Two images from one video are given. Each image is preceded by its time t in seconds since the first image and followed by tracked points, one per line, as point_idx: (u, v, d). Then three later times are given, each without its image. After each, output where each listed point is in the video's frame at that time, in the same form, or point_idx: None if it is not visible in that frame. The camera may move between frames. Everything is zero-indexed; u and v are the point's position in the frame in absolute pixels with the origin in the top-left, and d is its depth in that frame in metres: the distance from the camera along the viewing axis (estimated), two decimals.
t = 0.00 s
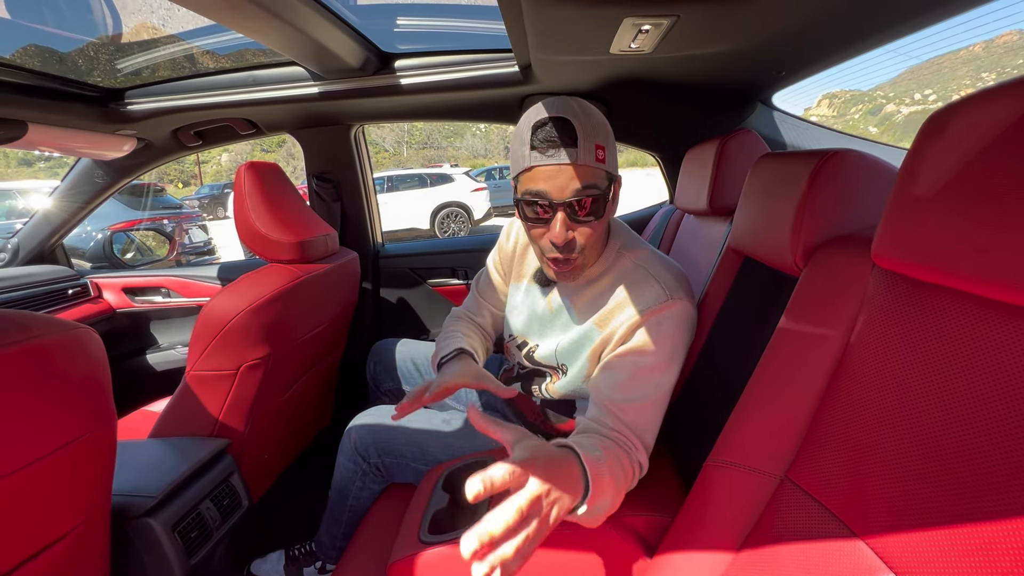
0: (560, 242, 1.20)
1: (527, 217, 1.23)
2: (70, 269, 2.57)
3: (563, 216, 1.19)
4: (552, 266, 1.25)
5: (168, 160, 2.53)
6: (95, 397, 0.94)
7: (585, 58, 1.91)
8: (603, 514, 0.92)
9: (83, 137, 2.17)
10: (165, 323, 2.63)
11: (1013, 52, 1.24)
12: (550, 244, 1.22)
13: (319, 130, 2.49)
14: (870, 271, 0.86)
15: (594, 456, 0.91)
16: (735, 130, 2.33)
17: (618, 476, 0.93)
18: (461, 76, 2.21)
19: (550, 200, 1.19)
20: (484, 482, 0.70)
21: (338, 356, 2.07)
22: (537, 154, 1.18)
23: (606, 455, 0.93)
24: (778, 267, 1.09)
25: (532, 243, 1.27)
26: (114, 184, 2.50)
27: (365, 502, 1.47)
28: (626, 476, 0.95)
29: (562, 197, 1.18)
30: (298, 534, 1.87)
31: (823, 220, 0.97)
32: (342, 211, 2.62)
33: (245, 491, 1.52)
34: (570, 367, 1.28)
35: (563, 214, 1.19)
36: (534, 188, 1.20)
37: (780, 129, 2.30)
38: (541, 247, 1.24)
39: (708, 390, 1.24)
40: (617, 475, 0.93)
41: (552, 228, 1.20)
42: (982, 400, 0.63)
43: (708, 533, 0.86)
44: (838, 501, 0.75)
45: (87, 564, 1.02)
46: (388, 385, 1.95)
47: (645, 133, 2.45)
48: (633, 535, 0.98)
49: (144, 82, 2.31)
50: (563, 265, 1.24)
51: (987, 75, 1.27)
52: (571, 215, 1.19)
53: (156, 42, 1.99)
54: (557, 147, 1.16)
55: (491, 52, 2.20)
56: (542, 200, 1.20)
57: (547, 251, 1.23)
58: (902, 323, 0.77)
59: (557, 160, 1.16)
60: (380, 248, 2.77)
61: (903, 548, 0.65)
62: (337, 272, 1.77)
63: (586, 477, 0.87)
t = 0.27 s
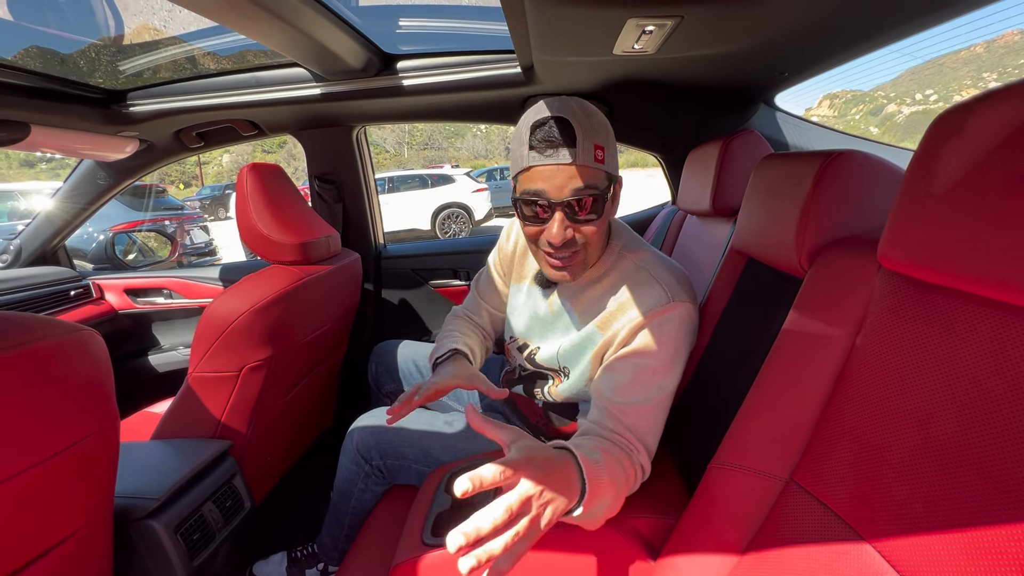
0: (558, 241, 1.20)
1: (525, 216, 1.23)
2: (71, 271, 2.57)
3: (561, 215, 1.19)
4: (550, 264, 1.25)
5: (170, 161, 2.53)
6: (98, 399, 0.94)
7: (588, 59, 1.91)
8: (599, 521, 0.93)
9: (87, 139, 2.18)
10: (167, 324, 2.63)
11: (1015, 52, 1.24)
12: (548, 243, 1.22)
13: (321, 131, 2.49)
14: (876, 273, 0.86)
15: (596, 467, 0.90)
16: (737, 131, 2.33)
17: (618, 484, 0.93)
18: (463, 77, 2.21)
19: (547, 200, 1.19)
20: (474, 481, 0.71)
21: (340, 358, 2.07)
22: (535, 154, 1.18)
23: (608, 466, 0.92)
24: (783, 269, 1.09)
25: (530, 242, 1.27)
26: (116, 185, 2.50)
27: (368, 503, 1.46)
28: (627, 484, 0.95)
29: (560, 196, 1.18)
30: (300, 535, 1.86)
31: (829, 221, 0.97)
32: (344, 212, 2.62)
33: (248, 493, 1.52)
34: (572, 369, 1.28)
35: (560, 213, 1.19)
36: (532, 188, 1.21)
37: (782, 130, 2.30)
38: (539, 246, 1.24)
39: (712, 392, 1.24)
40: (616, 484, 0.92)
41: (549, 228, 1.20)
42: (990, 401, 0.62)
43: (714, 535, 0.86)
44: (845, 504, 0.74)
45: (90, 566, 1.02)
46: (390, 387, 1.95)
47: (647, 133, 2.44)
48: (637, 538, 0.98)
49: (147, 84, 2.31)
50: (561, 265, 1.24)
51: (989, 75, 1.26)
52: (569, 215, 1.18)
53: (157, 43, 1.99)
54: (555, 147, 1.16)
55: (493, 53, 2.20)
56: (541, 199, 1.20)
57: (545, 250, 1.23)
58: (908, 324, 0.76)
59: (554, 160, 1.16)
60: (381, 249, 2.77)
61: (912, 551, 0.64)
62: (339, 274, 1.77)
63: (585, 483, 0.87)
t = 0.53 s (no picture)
0: (517, 219, 1.28)
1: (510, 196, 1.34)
2: (72, 272, 2.57)
3: (523, 196, 1.26)
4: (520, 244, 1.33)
5: (171, 162, 2.53)
6: (100, 401, 0.94)
7: (588, 60, 1.91)
8: (576, 517, 0.93)
9: (87, 140, 2.18)
10: (168, 325, 2.63)
11: (1016, 52, 1.24)
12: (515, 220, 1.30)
13: (322, 132, 2.49)
14: (880, 273, 0.86)
15: (564, 468, 0.88)
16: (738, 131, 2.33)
17: (593, 483, 0.92)
18: (464, 78, 2.22)
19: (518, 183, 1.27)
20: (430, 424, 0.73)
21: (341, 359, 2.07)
22: (517, 139, 1.28)
23: (581, 466, 0.91)
24: (785, 270, 1.09)
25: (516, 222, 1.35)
26: (116, 186, 2.50)
27: (369, 503, 1.46)
28: (607, 484, 0.94)
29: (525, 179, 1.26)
30: (301, 537, 1.86)
31: (831, 222, 0.97)
32: (344, 213, 2.62)
33: (249, 494, 1.52)
34: (573, 369, 1.28)
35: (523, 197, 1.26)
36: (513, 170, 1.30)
37: (783, 130, 2.30)
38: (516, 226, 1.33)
39: (714, 393, 1.24)
40: (591, 483, 0.92)
41: (515, 208, 1.29)
42: (995, 402, 0.62)
43: (717, 537, 0.86)
44: (849, 505, 0.74)
45: (92, 568, 1.02)
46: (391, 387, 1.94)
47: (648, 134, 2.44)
48: (640, 539, 0.98)
49: (147, 85, 2.31)
50: (527, 246, 1.31)
51: (989, 75, 1.26)
52: (529, 197, 1.25)
53: (158, 45, 1.99)
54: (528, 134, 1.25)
55: (493, 54, 2.20)
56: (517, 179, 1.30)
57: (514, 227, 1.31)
58: (913, 325, 0.76)
59: (524, 146, 1.25)
60: (382, 250, 2.76)
61: (917, 553, 0.64)
62: (340, 274, 1.76)
63: (551, 476, 0.86)
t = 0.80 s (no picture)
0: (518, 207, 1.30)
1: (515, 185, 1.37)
2: (74, 273, 2.58)
3: (524, 184, 1.28)
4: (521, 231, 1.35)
5: (173, 163, 2.54)
6: (100, 402, 0.94)
7: (589, 60, 1.91)
8: (575, 507, 0.93)
9: (88, 142, 2.18)
10: (169, 326, 2.64)
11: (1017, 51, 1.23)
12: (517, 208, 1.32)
13: (323, 133, 2.49)
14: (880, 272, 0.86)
15: (568, 454, 0.88)
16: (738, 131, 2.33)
17: (595, 472, 0.92)
18: (464, 78, 2.22)
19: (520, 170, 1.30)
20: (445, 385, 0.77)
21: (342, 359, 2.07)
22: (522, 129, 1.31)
23: (584, 455, 0.91)
24: (785, 269, 1.09)
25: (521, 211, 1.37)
26: (118, 187, 2.51)
27: (369, 502, 1.46)
28: (608, 475, 0.94)
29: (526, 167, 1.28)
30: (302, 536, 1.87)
31: (831, 221, 0.97)
32: (345, 214, 2.62)
33: (250, 494, 1.52)
34: (571, 363, 1.28)
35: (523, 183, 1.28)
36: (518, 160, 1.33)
37: (784, 129, 2.30)
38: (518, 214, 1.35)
39: (714, 392, 1.24)
40: (592, 474, 0.92)
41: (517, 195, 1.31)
42: (996, 402, 0.62)
43: (717, 536, 0.86)
44: (849, 504, 0.74)
45: (93, 568, 1.02)
46: (393, 387, 1.94)
47: (649, 133, 2.44)
48: (640, 539, 0.98)
49: (148, 86, 2.32)
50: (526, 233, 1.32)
51: (991, 74, 1.26)
52: (529, 185, 1.26)
53: (159, 46, 1.99)
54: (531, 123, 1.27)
55: (494, 54, 2.20)
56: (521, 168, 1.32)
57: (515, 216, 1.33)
58: (913, 324, 0.76)
59: (526, 135, 1.28)
60: (383, 250, 2.77)
61: (918, 553, 0.64)
62: (340, 275, 1.76)
63: (553, 463, 0.86)
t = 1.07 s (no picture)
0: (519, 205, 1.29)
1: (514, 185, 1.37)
2: (74, 274, 2.58)
3: (524, 182, 1.28)
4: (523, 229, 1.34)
5: (173, 164, 2.54)
6: (99, 403, 0.94)
7: (588, 60, 1.91)
8: (562, 497, 0.93)
9: (88, 143, 2.19)
10: (169, 327, 2.64)
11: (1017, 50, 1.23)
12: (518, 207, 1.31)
13: (322, 134, 2.49)
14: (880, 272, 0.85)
15: (552, 435, 0.88)
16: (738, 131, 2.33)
17: (582, 460, 0.92)
18: (464, 79, 2.22)
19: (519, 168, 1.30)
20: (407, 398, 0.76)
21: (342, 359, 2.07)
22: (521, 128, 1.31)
23: (569, 438, 0.91)
24: (784, 268, 1.09)
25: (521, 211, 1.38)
26: (117, 188, 2.51)
27: (368, 502, 1.46)
28: (597, 463, 0.94)
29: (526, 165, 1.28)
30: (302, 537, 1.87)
31: (830, 221, 0.96)
32: (344, 215, 2.62)
33: (249, 495, 1.52)
34: (571, 362, 1.28)
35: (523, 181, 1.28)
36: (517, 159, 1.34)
37: (784, 129, 2.29)
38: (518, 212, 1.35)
39: (714, 392, 1.23)
40: (579, 461, 0.92)
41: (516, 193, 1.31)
42: (995, 402, 0.62)
43: (716, 537, 0.86)
44: (847, 505, 0.74)
45: (93, 569, 1.02)
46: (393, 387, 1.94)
47: (648, 134, 2.44)
48: (639, 539, 0.97)
49: (147, 87, 2.32)
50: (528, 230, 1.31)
51: (991, 73, 1.28)
52: (528, 182, 1.26)
53: (160, 47, 1.99)
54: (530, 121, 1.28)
55: (494, 55, 2.20)
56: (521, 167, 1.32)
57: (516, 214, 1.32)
58: (912, 324, 0.76)
59: (525, 133, 1.28)
60: (383, 250, 2.77)
61: (916, 553, 0.64)
62: (339, 276, 1.76)
63: (535, 447, 0.86)
